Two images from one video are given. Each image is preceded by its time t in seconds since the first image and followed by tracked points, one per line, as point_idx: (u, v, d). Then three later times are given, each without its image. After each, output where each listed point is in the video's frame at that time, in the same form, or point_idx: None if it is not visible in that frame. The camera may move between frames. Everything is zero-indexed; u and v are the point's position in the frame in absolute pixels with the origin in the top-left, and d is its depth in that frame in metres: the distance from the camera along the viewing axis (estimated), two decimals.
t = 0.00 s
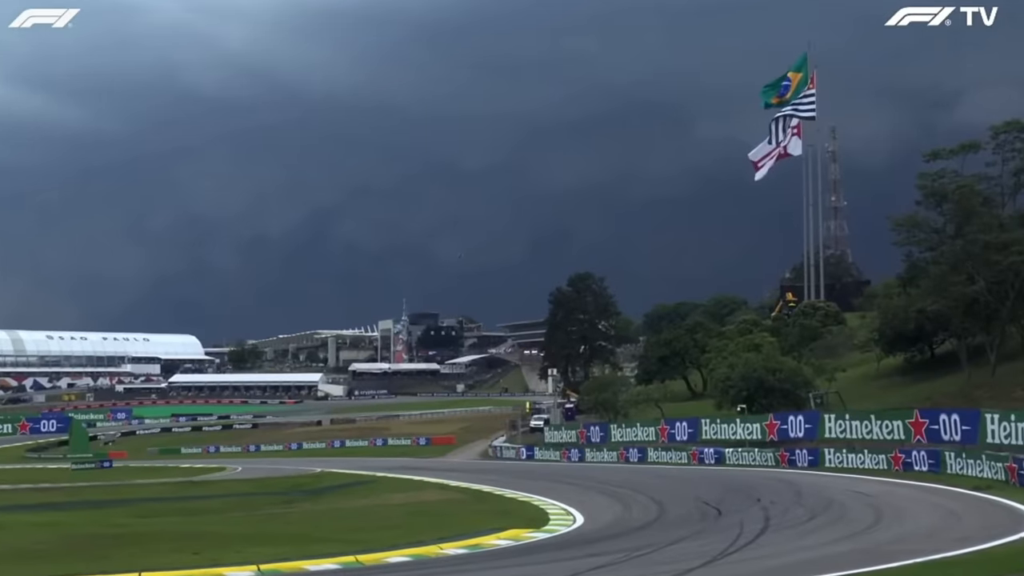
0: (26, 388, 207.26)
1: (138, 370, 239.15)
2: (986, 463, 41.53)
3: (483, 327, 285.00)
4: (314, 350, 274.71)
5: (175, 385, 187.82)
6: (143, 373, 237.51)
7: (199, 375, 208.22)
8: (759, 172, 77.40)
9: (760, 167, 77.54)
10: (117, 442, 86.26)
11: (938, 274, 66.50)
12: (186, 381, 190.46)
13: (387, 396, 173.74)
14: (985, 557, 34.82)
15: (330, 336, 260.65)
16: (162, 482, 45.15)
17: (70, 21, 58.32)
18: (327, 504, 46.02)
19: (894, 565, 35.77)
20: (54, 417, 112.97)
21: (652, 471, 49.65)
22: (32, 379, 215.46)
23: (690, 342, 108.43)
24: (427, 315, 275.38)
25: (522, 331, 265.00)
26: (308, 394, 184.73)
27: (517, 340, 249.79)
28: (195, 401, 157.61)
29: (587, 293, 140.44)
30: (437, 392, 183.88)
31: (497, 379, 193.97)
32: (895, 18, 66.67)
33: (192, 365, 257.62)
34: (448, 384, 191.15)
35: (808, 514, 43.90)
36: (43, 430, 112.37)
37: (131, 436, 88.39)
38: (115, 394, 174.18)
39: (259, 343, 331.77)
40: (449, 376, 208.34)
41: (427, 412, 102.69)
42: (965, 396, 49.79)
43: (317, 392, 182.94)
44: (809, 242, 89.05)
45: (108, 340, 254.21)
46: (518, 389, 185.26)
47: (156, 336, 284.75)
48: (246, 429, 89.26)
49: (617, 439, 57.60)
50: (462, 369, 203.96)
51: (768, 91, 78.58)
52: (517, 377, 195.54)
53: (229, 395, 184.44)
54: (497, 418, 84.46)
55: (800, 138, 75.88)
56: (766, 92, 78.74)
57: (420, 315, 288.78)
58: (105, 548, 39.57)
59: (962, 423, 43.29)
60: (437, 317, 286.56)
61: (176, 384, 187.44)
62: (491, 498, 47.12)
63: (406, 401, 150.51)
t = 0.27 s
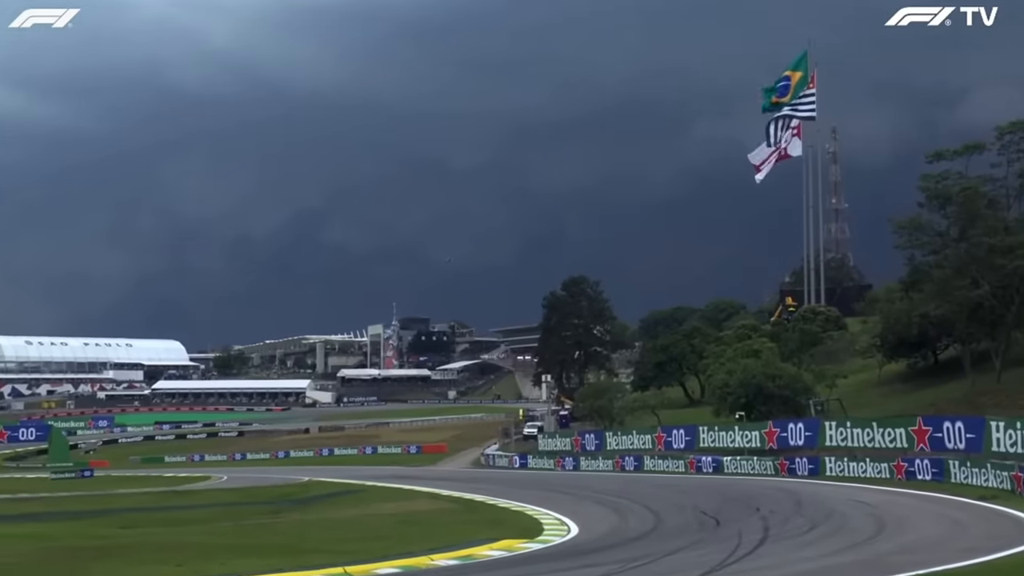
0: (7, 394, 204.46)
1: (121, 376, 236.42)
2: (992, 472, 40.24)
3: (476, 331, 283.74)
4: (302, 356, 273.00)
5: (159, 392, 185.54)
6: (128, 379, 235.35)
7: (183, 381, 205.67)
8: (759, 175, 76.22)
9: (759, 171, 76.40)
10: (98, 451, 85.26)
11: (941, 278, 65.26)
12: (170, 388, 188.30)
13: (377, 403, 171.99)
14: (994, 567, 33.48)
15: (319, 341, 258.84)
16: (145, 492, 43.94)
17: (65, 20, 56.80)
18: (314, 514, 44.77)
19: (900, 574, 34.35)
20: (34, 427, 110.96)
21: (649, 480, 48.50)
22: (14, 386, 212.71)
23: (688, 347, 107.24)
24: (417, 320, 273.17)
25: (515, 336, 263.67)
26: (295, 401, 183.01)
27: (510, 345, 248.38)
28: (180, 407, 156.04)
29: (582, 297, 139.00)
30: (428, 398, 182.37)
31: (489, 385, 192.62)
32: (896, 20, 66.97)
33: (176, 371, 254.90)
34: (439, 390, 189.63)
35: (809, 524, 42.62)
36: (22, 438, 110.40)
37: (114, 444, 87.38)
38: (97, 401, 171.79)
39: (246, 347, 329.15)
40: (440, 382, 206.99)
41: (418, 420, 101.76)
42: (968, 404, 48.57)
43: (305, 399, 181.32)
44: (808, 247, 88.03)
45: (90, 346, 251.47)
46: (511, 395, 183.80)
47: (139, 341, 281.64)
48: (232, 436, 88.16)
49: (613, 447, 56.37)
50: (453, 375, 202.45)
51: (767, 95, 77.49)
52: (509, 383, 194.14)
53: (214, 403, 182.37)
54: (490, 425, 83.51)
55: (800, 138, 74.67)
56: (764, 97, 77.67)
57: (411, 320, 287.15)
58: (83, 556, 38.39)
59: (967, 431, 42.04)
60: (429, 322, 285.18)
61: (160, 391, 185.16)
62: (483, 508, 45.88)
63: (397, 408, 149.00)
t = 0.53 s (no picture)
0: None
1: (103, 384, 233.62)
2: (997, 482, 39.09)
3: (467, 338, 282.06)
4: (290, 362, 270.09)
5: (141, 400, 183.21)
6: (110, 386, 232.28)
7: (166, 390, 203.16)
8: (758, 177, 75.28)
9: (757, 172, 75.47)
10: (79, 460, 83.86)
11: (944, 283, 64.13)
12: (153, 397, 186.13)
13: (365, 411, 170.13)
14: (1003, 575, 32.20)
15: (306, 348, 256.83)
16: (128, 502, 42.76)
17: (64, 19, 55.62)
18: (302, 524, 43.55)
19: None
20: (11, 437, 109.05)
21: (645, 489, 47.34)
22: None
23: (685, 354, 106.07)
24: (406, 326, 270.70)
25: (507, 342, 262.09)
26: (282, 409, 181.17)
27: (502, 352, 246.86)
28: (166, 415, 154.19)
29: (577, 302, 136.48)
30: (419, 406, 180.83)
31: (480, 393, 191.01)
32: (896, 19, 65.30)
33: (159, 379, 252.06)
34: (430, 399, 187.99)
35: (810, 535, 41.37)
36: None
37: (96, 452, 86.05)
38: (77, 409, 169.35)
39: (231, 354, 326.12)
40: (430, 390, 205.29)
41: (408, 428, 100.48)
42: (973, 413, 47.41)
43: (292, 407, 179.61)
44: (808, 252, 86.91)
45: (70, 352, 248.66)
46: (504, 403, 182.21)
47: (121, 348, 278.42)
48: (217, 445, 87.06)
49: (608, 456, 55.23)
50: (444, 382, 200.73)
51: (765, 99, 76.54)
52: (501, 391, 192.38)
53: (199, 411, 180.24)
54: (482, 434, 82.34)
55: (800, 140, 73.71)
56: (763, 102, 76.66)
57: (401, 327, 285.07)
58: (60, 565, 37.22)
59: (970, 440, 40.98)
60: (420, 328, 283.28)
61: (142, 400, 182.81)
62: (474, 519, 44.65)
63: (386, 415, 147.45)
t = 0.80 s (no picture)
0: None
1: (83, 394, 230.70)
2: (1001, 493, 37.62)
3: (456, 345, 280.26)
4: (275, 370, 266.86)
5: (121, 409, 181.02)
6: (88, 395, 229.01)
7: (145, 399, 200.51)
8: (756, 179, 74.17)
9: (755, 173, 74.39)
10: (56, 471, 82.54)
11: (947, 289, 62.85)
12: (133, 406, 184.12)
13: (352, 420, 168.45)
14: None
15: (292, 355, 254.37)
16: (106, 515, 41.48)
17: (65, 20, 54.28)
18: (285, 537, 42.17)
19: None
20: None
21: (639, 500, 46.10)
22: None
23: (680, 361, 104.83)
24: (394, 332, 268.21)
25: (497, 350, 260.74)
26: (266, 418, 179.48)
27: (492, 359, 245.17)
28: (149, 425, 152.37)
29: (569, 308, 134.18)
30: (408, 416, 179.18)
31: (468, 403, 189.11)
32: (897, 18, 63.52)
33: (141, 388, 249.40)
34: (419, 407, 186.19)
35: (809, 548, 39.91)
36: None
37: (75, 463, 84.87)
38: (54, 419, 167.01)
39: (214, 362, 323.07)
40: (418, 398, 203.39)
41: (396, 437, 99.26)
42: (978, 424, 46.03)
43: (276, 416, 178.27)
44: (806, 258, 85.71)
45: (47, 359, 245.89)
46: (495, 412, 180.58)
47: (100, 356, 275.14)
48: (199, 455, 85.90)
49: (601, 466, 53.97)
50: (434, 391, 199.13)
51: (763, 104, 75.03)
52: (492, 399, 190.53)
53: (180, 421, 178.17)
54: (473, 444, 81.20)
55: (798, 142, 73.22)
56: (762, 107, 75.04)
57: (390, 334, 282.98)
58: None
59: (974, 450, 39.77)
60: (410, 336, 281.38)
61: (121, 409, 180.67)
62: (464, 531, 43.22)
63: (373, 425, 145.77)
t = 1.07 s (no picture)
0: None
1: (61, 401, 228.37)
2: (1004, 504, 36.55)
3: (446, 352, 278.88)
4: (258, 378, 264.41)
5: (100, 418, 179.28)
6: (68, 403, 226.45)
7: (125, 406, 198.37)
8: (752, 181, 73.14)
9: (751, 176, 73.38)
10: (32, 482, 81.51)
11: (948, 294, 61.77)
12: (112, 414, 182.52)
13: (338, 429, 167.01)
14: None
15: (277, 362, 252.50)
16: (84, 528, 40.36)
17: (64, 18, 53.48)
18: (269, 549, 41.01)
19: None
20: None
21: (632, 511, 45.00)
22: None
23: (675, 368, 103.88)
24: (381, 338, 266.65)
25: (488, 357, 259.81)
26: (250, 427, 178.07)
27: (482, 367, 243.88)
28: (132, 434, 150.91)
29: (562, 315, 131.55)
30: (395, 424, 178.04)
31: (456, 411, 187.69)
32: (898, 18, 63.27)
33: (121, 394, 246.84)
34: (407, 416, 184.83)
35: (807, 559, 38.74)
36: None
37: (52, 473, 83.89)
38: (30, 428, 165.20)
39: (198, 369, 320.83)
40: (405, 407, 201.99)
41: (384, 446, 98.35)
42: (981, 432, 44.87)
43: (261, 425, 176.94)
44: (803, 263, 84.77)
45: (24, 367, 243.71)
46: (485, 421, 179.28)
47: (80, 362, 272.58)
48: (181, 465, 85.08)
49: (594, 476, 52.89)
50: (423, 399, 197.94)
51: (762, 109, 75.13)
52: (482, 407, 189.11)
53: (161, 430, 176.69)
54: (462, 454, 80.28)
55: (794, 143, 72.03)
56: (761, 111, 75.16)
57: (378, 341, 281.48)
58: None
59: (975, 459, 38.72)
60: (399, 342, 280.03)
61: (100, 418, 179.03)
62: (452, 542, 42.06)
63: (359, 434, 144.67)
